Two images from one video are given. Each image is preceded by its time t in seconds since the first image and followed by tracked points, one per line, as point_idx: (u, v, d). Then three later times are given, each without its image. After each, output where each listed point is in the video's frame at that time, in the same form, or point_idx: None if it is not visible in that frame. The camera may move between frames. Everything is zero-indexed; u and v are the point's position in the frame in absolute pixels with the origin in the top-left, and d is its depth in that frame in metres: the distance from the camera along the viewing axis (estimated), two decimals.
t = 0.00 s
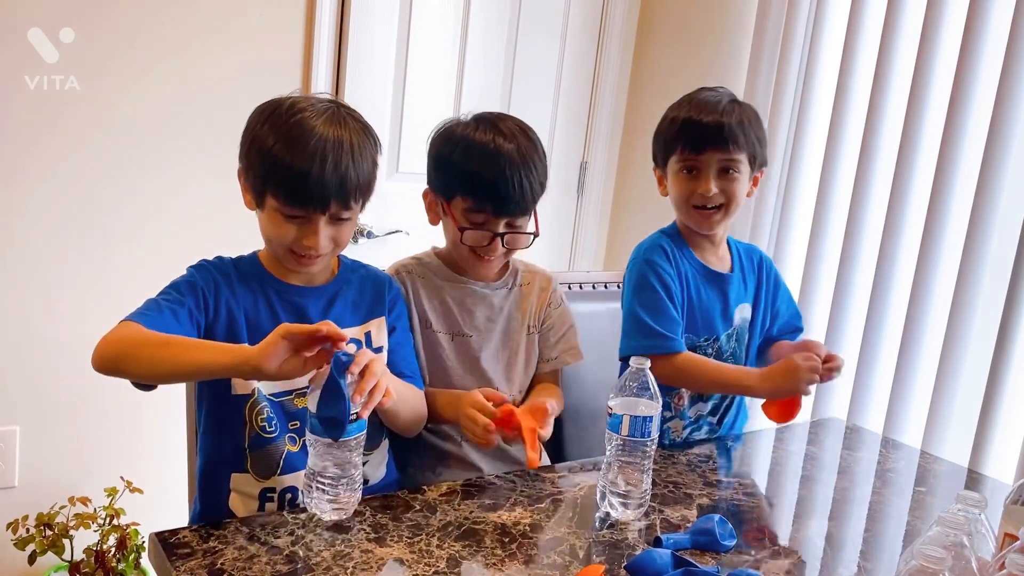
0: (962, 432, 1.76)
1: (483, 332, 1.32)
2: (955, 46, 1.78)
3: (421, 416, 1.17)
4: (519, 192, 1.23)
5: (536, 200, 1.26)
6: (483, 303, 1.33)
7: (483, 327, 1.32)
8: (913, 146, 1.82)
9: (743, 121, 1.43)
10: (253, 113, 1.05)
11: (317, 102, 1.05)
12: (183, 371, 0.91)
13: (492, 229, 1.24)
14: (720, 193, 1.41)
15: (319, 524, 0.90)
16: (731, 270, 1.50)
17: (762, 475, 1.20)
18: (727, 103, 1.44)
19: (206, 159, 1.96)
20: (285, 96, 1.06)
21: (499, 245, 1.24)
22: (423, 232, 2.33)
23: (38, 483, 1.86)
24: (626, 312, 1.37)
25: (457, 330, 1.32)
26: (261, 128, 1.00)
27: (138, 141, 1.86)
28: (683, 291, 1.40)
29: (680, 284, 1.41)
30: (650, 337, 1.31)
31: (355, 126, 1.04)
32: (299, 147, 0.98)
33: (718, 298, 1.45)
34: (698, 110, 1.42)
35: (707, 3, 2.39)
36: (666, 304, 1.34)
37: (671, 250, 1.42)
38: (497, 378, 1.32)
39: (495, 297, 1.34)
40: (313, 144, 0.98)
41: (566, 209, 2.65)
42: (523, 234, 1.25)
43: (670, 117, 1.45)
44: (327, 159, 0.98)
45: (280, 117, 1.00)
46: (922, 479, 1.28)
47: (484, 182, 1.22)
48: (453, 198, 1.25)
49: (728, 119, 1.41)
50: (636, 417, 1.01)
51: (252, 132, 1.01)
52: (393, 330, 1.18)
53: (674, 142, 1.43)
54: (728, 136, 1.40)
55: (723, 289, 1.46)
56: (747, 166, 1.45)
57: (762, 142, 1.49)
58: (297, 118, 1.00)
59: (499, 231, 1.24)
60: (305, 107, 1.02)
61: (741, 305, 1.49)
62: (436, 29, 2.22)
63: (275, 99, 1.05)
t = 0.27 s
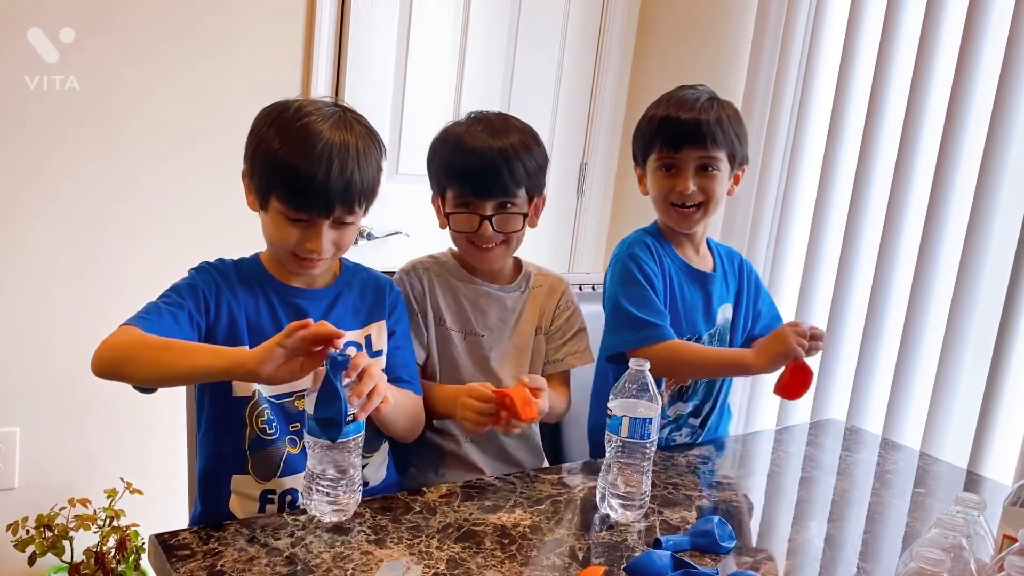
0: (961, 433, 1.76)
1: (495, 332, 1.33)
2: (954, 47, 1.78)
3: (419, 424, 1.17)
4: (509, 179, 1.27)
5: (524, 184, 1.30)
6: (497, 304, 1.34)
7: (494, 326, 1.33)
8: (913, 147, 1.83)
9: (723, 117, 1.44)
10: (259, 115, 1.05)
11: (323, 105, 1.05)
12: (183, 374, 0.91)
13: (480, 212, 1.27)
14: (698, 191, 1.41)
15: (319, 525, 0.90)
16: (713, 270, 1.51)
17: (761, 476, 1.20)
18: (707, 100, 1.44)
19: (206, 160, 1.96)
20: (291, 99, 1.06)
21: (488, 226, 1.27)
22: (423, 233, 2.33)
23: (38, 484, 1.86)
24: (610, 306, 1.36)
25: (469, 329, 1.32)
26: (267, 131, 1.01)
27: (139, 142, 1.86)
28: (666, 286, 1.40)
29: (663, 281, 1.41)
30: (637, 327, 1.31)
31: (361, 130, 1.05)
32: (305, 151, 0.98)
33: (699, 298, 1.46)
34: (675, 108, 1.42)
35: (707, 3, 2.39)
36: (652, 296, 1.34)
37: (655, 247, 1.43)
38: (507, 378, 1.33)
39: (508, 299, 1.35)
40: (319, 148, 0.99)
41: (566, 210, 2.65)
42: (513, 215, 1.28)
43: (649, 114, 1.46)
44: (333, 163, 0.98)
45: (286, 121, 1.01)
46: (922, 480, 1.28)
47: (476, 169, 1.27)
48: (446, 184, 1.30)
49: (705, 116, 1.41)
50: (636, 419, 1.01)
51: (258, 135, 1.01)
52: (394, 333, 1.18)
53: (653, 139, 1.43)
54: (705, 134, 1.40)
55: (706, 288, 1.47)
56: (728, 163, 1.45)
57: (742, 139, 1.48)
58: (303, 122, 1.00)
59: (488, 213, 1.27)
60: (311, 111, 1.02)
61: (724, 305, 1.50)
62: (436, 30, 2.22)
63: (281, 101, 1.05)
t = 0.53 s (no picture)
0: (958, 433, 1.77)
1: (495, 333, 1.34)
2: (951, 47, 1.79)
3: (414, 423, 1.17)
4: (505, 176, 1.28)
5: (522, 180, 1.30)
6: (500, 305, 1.34)
7: (495, 327, 1.34)
8: (910, 147, 1.83)
9: (717, 119, 1.43)
10: (257, 116, 1.05)
11: (321, 107, 1.05)
12: (181, 382, 0.91)
13: (476, 208, 1.28)
14: (691, 194, 1.41)
15: (316, 525, 0.90)
16: (705, 272, 1.51)
17: (758, 476, 1.20)
18: (702, 101, 1.44)
19: (204, 160, 1.96)
20: (289, 99, 1.06)
21: (484, 221, 1.28)
22: (420, 233, 2.34)
23: (36, 485, 1.86)
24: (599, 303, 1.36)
25: (470, 328, 1.33)
26: (265, 132, 1.01)
27: (137, 142, 1.86)
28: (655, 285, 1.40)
29: (653, 281, 1.41)
30: (624, 319, 1.31)
31: (359, 133, 1.05)
32: (303, 153, 0.98)
33: (689, 300, 1.46)
34: (668, 110, 1.42)
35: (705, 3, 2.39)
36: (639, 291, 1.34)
37: (645, 247, 1.43)
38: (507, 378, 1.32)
39: (510, 300, 1.35)
40: (317, 150, 0.99)
41: (564, 210, 2.66)
42: (510, 211, 1.29)
43: (644, 115, 1.45)
44: (331, 165, 0.98)
45: (285, 122, 1.01)
46: (918, 480, 1.28)
47: (474, 163, 1.27)
48: (444, 178, 1.31)
49: (698, 119, 1.41)
50: (632, 418, 1.01)
51: (256, 136, 1.01)
52: (391, 334, 1.19)
53: (647, 141, 1.43)
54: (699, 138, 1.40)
55: (698, 289, 1.47)
56: (721, 165, 1.45)
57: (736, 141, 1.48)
58: (302, 123, 1.01)
59: (484, 209, 1.28)
60: (309, 112, 1.02)
61: (715, 308, 1.50)
62: (434, 29, 2.22)
63: (279, 102, 1.05)
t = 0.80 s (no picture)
0: (955, 432, 1.77)
1: (494, 336, 1.34)
2: (948, 45, 1.79)
3: (409, 423, 1.17)
4: (503, 176, 1.28)
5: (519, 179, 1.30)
6: (498, 308, 1.34)
7: (494, 331, 1.34)
8: (908, 146, 1.83)
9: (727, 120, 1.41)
10: (251, 113, 1.05)
11: (315, 104, 1.05)
12: (174, 386, 0.91)
13: (474, 206, 1.28)
14: (708, 201, 1.40)
15: (312, 523, 0.90)
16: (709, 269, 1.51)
17: (755, 474, 1.20)
18: (713, 103, 1.41)
19: (202, 159, 1.95)
20: (283, 96, 1.06)
21: (483, 219, 1.27)
22: (418, 231, 2.33)
23: (33, 484, 1.86)
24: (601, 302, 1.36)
25: (469, 331, 1.34)
26: (258, 129, 1.00)
27: (134, 140, 1.85)
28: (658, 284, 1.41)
29: (656, 278, 1.42)
30: (621, 312, 1.31)
31: (352, 129, 1.04)
32: (297, 150, 0.98)
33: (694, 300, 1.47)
34: (682, 117, 1.38)
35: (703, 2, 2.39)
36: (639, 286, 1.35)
37: (649, 246, 1.44)
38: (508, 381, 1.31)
39: (508, 303, 1.34)
40: (310, 147, 0.98)
41: (561, 209, 2.66)
42: (509, 210, 1.28)
43: (657, 114, 1.40)
44: (324, 161, 0.98)
45: (278, 119, 1.00)
46: (914, 478, 1.28)
47: (474, 164, 1.27)
48: (443, 179, 1.31)
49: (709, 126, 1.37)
50: (629, 416, 1.01)
51: (250, 133, 1.01)
52: (387, 332, 1.19)
53: (659, 142, 1.39)
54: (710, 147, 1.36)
55: (702, 286, 1.48)
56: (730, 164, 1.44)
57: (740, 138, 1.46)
58: (295, 120, 1.00)
59: (483, 207, 1.28)
60: (302, 109, 1.02)
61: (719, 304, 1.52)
62: (431, 27, 2.22)
63: (273, 99, 1.05)
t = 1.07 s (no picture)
0: (954, 433, 1.77)
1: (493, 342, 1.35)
2: (947, 46, 1.79)
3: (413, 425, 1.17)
4: (503, 183, 1.28)
5: (517, 184, 1.30)
6: (494, 314, 1.35)
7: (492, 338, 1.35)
8: (907, 146, 1.83)
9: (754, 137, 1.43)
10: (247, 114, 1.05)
11: (310, 103, 1.05)
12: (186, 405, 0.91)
13: (474, 212, 1.28)
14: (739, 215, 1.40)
15: (312, 524, 0.90)
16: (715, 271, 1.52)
17: (754, 475, 1.20)
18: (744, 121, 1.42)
19: (201, 159, 1.95)
20: (278, 97, 1.06)
21: (482, 226, 1.27)
22: (417, 232, 2.33)
23: (32, 484, 1.86)
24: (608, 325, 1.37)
25: (466, 340, 1.34)
26: (254, 131, 1.01)
27: (133, 140, 1.85)
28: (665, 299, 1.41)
29: (665, 294, 1.42)
30: (627, 339, 1.32)
31: (347, 128, 1.04)
32: (291, 150, 0.98)
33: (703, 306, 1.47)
34: (725, 134, 1.38)
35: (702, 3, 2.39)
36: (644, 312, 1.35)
37: (658, 264, 1.43)
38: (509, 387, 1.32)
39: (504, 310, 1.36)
40: (305, 146, 0.98)
41: (561, 209, 2.66)
42: (507, 215, 1.28)
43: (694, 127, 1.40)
44: (319, 161, 0.98)
45: (273, 120, 1.01)
46: (914, 479, 1.28)
47: (474, 169, 1.27)
48: (440, 183, 1.31)
49: (747, 149, 1.38)
50: (629, 417, 1.01)
51: (246, 134, 1.01)
52: (389, 332, 1.19)
53: (694, 154, 1.39)
54: (743, 170, 1.37)
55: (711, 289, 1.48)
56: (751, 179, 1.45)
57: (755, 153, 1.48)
58: (290, 120, 1.00)
59: (482, 213, 1.27)
60: (297, 109, 1.02)
61: (729, 304, 1.52)
62: (431, 27, 2.22)
63: (268, 100, 1.05)
